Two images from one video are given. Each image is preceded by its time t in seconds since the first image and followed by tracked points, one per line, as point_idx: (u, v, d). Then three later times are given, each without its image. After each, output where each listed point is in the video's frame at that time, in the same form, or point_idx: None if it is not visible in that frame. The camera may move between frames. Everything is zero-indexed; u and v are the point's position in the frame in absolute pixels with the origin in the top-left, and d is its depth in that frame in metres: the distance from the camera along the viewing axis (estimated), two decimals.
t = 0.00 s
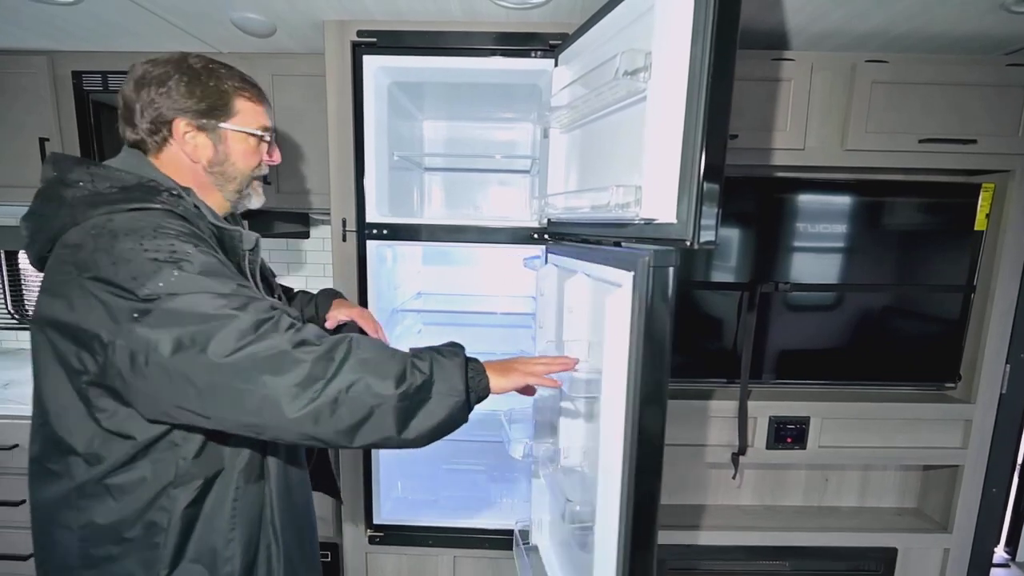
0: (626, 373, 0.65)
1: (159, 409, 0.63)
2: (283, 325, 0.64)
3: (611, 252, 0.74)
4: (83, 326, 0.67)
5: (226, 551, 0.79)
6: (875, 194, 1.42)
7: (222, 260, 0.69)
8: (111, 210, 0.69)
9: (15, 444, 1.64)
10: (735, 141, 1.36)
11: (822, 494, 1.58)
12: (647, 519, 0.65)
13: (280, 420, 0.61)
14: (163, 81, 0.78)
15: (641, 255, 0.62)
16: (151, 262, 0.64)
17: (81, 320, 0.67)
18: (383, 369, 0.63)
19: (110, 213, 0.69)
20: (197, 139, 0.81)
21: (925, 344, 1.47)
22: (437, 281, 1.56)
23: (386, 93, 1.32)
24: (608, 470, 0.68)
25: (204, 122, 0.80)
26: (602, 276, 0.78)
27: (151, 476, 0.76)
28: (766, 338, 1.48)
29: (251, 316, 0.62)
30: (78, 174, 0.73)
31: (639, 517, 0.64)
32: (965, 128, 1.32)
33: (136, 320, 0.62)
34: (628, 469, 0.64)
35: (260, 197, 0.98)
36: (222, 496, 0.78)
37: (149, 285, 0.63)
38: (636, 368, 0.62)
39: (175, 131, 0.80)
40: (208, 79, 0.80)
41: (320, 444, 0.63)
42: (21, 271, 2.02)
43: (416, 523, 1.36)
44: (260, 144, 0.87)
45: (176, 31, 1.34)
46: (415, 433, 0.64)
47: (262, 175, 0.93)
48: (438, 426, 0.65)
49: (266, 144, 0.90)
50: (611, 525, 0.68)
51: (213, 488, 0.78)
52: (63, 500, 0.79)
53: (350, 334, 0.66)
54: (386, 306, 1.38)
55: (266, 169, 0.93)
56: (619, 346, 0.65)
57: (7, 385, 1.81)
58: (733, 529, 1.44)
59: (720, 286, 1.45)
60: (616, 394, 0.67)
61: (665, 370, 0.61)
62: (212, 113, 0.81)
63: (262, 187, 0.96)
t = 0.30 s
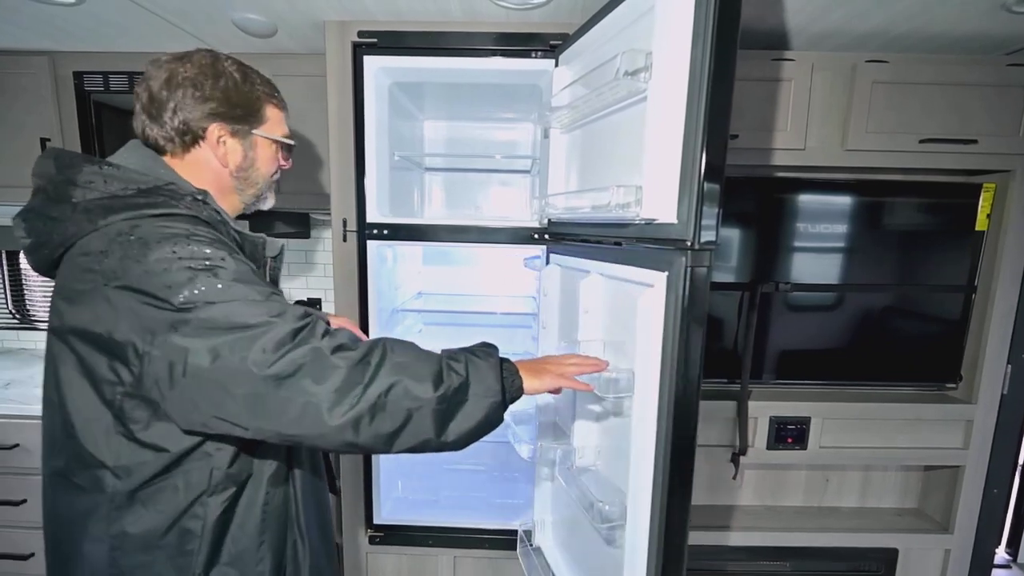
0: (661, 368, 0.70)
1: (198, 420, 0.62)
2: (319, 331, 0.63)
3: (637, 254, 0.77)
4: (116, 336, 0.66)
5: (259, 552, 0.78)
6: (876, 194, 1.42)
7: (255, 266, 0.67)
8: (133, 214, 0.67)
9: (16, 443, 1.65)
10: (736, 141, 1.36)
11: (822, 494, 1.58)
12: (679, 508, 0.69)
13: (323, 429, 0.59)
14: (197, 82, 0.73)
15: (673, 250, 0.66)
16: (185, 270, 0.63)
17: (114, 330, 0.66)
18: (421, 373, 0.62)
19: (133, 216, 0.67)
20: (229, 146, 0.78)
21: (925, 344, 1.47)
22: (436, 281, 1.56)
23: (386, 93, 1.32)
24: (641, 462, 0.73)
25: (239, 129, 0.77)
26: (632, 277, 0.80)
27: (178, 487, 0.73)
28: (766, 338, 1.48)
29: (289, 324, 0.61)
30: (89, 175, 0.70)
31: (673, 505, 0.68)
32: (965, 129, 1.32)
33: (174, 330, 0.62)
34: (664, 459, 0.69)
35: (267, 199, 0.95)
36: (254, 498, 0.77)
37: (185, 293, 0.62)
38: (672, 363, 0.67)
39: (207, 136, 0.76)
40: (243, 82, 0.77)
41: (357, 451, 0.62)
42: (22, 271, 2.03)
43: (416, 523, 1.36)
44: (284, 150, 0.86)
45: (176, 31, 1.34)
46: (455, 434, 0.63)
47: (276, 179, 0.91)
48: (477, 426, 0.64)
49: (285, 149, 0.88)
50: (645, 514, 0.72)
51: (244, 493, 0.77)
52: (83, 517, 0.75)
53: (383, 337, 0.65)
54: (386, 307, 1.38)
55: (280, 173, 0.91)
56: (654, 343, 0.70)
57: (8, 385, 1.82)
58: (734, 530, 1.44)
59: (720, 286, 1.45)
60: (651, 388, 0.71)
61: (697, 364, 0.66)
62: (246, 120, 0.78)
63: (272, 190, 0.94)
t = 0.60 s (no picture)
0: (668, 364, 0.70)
1: (207, 431, 0.62)
2: (332, 340, 0.63)
3: (642, 253, 0.79)
4: (121, 344, 0.65)
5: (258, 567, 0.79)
6: (878, 194, 1.41)
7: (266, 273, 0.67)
8: (135, 215, 0.66)
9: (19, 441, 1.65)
10: (741, 139, 1.35)
11: (823, 494, 1.58)
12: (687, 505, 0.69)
13: (337, 443, 0.60)
14: (204, 82, 0.71)
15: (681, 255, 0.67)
16: (195, 277, 0.63)
17: (119, 338, 0.65)
18: (436, 385, 0.62)
19: (134, 218, 0.66)
20: (238, 148, 0.78)
21: (926, 343, 1.46)
22: (437, 280, 1.56)
23: (387, 91, 1.31)
24: (649, 458, 0.73)
25: (248, 130, 0.77)
26: (640, 276, 0.79)
27: (181, 499, 0.72)
28: (767, 338, 1.47)
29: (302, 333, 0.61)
30: (85, 171, 0.69)
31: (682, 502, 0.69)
32: (971, 127, 1.31)
33: (183, 339, 0.61)
34: (672, 457, 0.69)
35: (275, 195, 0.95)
36: (258, 511, 0.77)
37: (195, 301, 0.61)
38: (681, 360, 0.67)
39: (217, 139, 0.75)
40: (250, 81, 0.75)
41: (369, 466, 0.61)
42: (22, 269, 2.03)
43: (417, 521, 1.35)
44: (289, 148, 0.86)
45: (175, 28, 1.33)
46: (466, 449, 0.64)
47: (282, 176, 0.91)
48: (488, 440, 0.64)
49: (290, 145, 0.88)
50: (652, 511, 0.72)
51: (246, 506, 0.77)
52: (80, 528, 0.74)
53: (397, 348, 0.65)
54: (387, 306, 1.38)
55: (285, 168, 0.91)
56: (662, 339, 0.70)
57: (10, 383, 1.82)
58: (734, 529, 1.44)
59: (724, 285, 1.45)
60: (659, 386, 0.71)
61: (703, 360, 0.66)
62: (254, 120, 0.77)
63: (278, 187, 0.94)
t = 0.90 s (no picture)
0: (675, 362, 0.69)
1: (198, 459, 0.62)
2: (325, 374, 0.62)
3: (646, 252, 0.78)
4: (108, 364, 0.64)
5: None
6: (883, 192, 1.40)
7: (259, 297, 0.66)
8: (127, 225, 0.65)
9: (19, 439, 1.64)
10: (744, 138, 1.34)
11: (828, 495, 1.56)
12: (694, 503, 0.69)
13: (328, 480, 0.60)
14: (218, 84, 0.71)
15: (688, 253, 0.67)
16: (184, 297, 0.61)
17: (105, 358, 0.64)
18: (427, 422, 0.62)
19: (125, 229, 0.66)
20: (241, 155, 0.77)
21: (931, 343, 1.44)
22: (438, 279, 1.56)
23: (388, 90, 1.31)
24: (654, 456, 0.73)
25: (255, 139, 0.77)
26: (644, 275, 0.79)
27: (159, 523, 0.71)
28: (770, 337, 1.46)
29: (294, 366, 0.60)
30: (78, 174, 0.67)
31: (687, 499, 0.69)
32: (979, 124, 1.29)
33: (169, 364, 0.60)
34: (679, 454, 0.69)
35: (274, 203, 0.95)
36: (243, 536, 0.78)
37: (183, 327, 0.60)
38: (688, 358, 0.66)
39: (220, 143, 0.75)
40: (266, 90, 0.75)
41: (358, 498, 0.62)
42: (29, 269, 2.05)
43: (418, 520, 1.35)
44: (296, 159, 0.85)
45: (179, 28, 1.33)
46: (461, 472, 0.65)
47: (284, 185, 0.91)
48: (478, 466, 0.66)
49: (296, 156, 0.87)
50: (658, 509, 0.72)
51: (232, 530, 0.77)
52: (59, 547, 0.73)
53: (388, 380, 0.65)
54: (389, 305, 1.38)
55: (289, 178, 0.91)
56: (669, 336, 0.70)
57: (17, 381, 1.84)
58: (737, 530, 1.43)
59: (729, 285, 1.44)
60: (666, 385, 0.71)
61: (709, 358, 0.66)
62: (263, 128, 0.77)
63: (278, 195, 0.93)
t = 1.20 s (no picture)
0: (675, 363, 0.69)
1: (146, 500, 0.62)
2: (280, 440, 0.62)
3: (646, 255, 0.78)
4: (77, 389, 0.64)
5: None
6: (883, 196, 1.40)
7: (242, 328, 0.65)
8: (123, 236, 0.65)
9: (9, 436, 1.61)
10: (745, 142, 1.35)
11: (830, 502, 1.54)
12: (694, 505, 0.68)
13: (264, 545, 0.63)
14: (230, 96, 0.71)
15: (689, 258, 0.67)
16: (164, 321, 0.61)
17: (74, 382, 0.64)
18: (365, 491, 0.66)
19: (120, 241, 0.66)
20: (250, 166, 0.77)
21: (934, 347, 1.44)
22: (440, 279, 1.54)
23: (392, 93, 1.32)
24: (653, 457, 0.72)
25: (265, 151, 0.76)
26: (643, 279, 0.79)
27: (120, 552, 0.69)
28: (772, 339, 1.45)
29: (250, 429, 0.60)
30: (82, 181, 0.68)
31: (688, 501, 0.68)
32: (978, 132, 1.30)
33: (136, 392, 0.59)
34: (678, 455, 0.68)
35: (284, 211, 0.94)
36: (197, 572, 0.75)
37: (150, 367, 0.59)
38: (687, 361, 0.66)
39: (230, 154, 0.75)
40: (278, 103, 0.75)
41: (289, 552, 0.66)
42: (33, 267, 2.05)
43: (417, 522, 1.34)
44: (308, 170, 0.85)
45: (187, 30, 1.35)
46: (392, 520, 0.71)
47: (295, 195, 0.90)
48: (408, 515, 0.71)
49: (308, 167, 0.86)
50: (657, 512, 0.71)
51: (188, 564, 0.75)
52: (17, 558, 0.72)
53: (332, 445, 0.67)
54: (390, 306, 1.38)
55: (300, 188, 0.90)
56: (668, 337, 0.70)
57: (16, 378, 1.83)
58: (737, 536, 1.41)
59: (730, 287, 1.44)
60: (665, 386, 0.70)
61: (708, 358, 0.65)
62: (274, 140, 0.77)
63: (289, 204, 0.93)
